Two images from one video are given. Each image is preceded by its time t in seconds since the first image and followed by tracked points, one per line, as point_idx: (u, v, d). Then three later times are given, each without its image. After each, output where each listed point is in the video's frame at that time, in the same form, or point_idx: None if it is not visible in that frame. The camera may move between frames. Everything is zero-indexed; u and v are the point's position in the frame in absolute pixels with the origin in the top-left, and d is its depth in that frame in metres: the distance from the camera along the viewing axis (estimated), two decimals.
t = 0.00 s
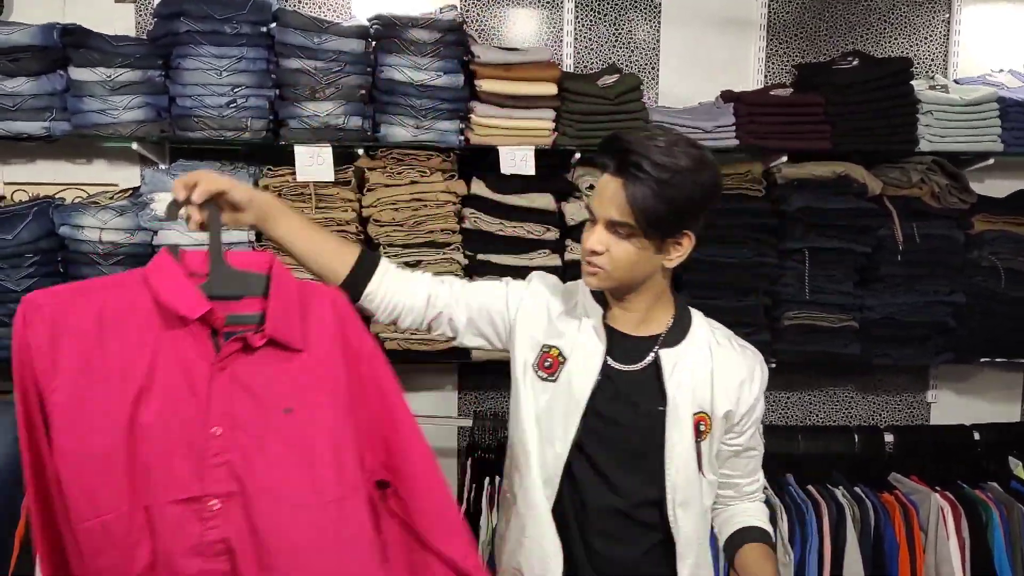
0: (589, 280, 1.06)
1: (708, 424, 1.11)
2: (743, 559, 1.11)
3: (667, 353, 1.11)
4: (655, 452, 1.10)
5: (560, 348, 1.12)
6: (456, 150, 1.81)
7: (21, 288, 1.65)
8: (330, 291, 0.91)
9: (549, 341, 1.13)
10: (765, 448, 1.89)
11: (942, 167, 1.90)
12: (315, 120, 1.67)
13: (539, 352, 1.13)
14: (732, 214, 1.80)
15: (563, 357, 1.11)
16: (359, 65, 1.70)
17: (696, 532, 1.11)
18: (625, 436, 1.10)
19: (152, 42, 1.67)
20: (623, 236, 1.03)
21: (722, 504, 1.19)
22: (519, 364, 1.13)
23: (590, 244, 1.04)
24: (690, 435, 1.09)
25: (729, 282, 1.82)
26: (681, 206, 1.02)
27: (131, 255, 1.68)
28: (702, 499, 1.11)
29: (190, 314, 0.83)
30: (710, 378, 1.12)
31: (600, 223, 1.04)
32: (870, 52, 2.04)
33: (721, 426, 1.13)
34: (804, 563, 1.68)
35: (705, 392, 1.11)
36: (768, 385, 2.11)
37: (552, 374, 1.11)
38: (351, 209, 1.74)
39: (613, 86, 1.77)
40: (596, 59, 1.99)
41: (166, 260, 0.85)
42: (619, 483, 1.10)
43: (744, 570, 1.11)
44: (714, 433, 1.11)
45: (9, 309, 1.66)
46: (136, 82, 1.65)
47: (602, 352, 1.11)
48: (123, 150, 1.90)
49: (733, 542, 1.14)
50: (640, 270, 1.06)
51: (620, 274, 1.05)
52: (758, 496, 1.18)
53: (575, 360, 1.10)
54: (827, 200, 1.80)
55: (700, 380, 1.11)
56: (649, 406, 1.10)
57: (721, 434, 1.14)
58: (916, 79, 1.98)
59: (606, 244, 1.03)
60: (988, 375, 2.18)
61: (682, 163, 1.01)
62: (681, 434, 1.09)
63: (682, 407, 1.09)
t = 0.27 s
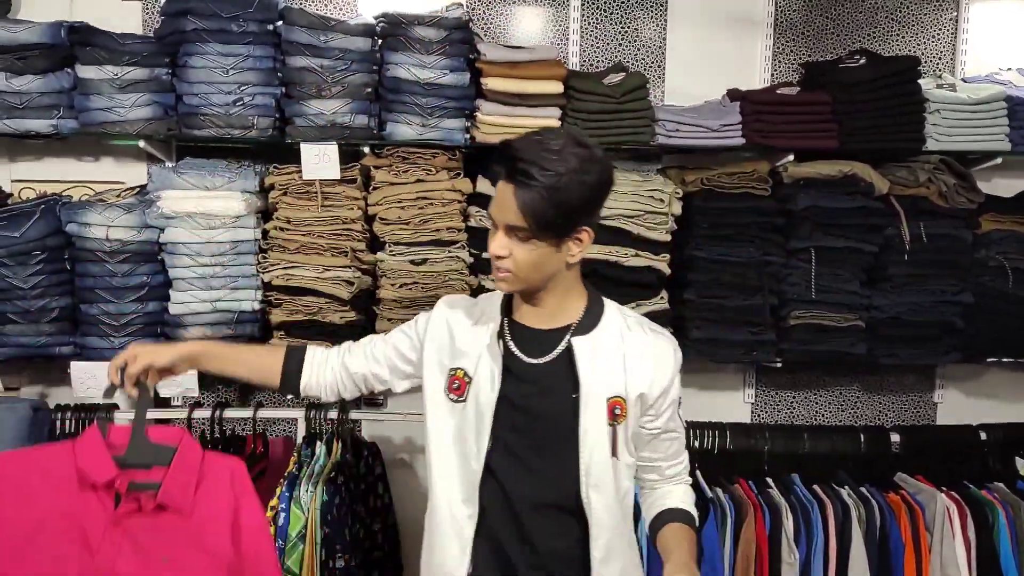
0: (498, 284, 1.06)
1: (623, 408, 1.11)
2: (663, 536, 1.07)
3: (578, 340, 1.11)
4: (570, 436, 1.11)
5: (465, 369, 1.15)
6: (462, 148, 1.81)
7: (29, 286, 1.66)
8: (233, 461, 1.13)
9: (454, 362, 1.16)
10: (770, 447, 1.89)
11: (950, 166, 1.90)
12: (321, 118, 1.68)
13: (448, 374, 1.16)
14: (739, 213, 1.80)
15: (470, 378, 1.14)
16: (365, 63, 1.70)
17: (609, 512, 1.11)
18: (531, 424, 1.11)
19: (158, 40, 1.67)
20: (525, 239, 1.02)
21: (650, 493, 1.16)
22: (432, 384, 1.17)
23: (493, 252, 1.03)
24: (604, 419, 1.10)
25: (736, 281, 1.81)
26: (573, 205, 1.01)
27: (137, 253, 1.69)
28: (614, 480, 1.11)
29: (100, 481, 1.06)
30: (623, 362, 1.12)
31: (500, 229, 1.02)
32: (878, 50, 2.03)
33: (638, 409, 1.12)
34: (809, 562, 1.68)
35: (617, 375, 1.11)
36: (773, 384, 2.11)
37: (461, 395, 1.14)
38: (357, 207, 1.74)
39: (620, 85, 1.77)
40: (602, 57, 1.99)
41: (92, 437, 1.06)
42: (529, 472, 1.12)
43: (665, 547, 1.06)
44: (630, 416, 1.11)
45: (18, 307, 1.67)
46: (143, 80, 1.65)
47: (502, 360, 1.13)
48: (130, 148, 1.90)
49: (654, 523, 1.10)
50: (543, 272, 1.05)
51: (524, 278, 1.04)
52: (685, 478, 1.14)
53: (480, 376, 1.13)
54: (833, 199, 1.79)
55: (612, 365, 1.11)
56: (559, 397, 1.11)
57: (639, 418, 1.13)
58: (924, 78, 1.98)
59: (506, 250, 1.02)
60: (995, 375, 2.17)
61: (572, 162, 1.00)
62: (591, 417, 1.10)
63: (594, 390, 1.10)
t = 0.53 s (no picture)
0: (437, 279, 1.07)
1: (563, 385, 1.09)
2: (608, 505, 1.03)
3: (515, 324, 1.10)
4: (513, 421, 1.11)
5: (415, 375, 1.14)
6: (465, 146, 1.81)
7: (31, 283, 1.67)
8: None
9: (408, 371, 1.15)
10: (771, 446, 1.89)
11: (953, 166, 1.90)
12: (323, 116, 1.68)
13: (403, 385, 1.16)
14: (742, 212, 1.80)
15: (422, 384, 1.13)
16: (368, 61, 1.70)
17: (555, 490, 1.09)
18: (472, 411, 1.11)
19: (162, 38, 1.67)
20: (460, 234, 1.03)
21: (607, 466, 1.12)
22: (392, 391, 1.17)
23: (429, 248, 1.04)
24: (540, 398, 1.09)
25: (738, 280, 1.81)
26: (501, 200, 1.01)
27: (140, 250, 1.69)
28: (559, 458, 1.09)
29: None
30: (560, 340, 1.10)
31: (434, 226, 1.03)
32: (881, 49, 2.03)
33: (580, 385, 1.10)
34: (810, 561, 1.67)
35: (554, 354, 1.10)
36: (775, 383, 2.11)
37: (415, 402, 1.14)
38: (359, 205, 1.74)
39: (623, 83, 1.77)
40: (605, 56, 1.99)
41: None
42: (475, 458, 1.12)
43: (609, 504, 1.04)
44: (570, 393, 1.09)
45: (21, 304, 1.67)
46: (146, 77, 1.65)
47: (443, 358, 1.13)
48: (133, 146, 1.90)
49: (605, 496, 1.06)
50: (478, 264, 1.06)
51: (459, 272, 1.05)
52: (637, 451, 1.09)
53: (428, 379, 1.13)
54: (836, 198, 1.79)
55: (547, 346, 1.10)
56: (498, 381, 1.11)
57: (583, 394, 1.11)
58: (928, 77, 1.97)
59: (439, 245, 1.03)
60: (998, 374, 2.17)
61: (497, 159, 1.00)
62: (530, 400, 1.09)
63: (529, 372, 1.09)
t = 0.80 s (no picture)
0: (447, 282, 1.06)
1: (543, 376, 1.09)
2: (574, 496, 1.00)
3: (500, 315, 1.10)
4: (495, 411, 1.11)
5: (410, 369, 1.19)
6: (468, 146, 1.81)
7: (36, 281, 1.67)
8: None
9: (405, 365, 1.20)
10: (774, 446, 1.89)
11: (958, 166, 1.90)
12: (327, 114, 1.68)
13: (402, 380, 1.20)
14: (745, 212, 1.80)
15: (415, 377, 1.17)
16: (373, 60, 1.70)
17: (531, 482, 1.08)
18: (455, 401, 1.13)
19: (166, 37, 1.67)
20: (475, 235, 1.03)
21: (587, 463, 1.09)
22: (397, 389, 1.23)
23: (442, 250, 1.02)
24: (519, 387, 1.09)
25: (742, 280, 1.81)
26: (513, 201, 1.03)
27: (144, 249, 1.69)
28: (537, 449, 1.09)
29: None
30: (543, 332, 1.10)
31: (448, 229, 1.02)
32: (886, 49, 2.03)
33: (561, 377, 1.09)
34: (812, 560, 1.67)
35: (536, 345, 1.09)
36: (778, 383, 2.10)
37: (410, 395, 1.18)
38: (363, 204, 1.74)
39: (626, 83, 1.77)
40: (609, 55, 1.98)
41: None
42: (459, 449, 1.13)
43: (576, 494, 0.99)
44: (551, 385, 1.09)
45: (26, 302, 1.68)
46: (150, 76, 1.66)
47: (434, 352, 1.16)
48: (137, 144, 1.91)
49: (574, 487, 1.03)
50: (489, 265, 1.06)
51: (472, 274, 1.05)
52: (617, 449, 1.05)
53: (420, 372, 1.16)
54: (839, 198, 1.79)
55: (531, 337, 1.09)
56: (482, 372, 1.12)
57: (564, 387, 1.10)
58: (932, 77, 1.97)
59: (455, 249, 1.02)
60: (1002, 375, 2.16)
61: (511, 165, 1.01)
62: (510, 389, 1.09)
63: (510, 361, 1.09)
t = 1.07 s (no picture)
0: (484, 258, 1.09)
1: (565, 386, 1.12)
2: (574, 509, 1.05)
3: (525, 322, 1.13)
4: (514, 414, 1.13)
5: (428, 369, 1.19)
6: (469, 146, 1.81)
7: (36, 280, 1.67)
8: None
9: (420, 366, 1.20)
10: (774, 448, 1.90)
11: (958, 168, 1.90)
12: (328, 115, 1.68)
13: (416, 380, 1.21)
14: (746, 213, 1.80)
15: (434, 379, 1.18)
16: (373, 60, 1.70)
17: (548, 487, 1.11)
18: (480, 405, 1.14)
19: (167, 37, 1.67)
20: (519, 215, 1.09)
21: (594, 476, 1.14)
22: (411, 390, 1.23)
23: (487, 223, 1.07)
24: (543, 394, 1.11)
25: (742, 281, 1.81)
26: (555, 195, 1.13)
27: (145, 249, 1.69)
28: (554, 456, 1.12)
29: None
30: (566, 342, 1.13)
31: (497, 204, 1.08)
32: (886, 51, 2.03)
33: (580, 389, 1.12)
34: (812, 562, 1.67)
35: (560, 354, 1.13)
36: (777, 385, 2.10)
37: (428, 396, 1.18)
38: (363, 204, 1.74)
39: (627, 84, 1.77)
40: (609, 56, 1.99)
41: None
42: (479, 452, 1.15)
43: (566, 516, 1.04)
44: (572, 395, 1.12)
45: (26, 301, 1.68)
46: (151, 76, 1.66)
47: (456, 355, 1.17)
48: (138, 144, 1.91)
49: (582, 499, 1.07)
50: (524, 250, 1.10)
51: (510, 252, 1.09)
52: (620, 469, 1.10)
53: (441, 375, 1.17)
54: (840, 199, 1.79)
55: (554, 344, 1.13)
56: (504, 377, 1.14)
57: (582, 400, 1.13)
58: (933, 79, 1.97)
59: (500, 222, 1.07)
60: (1002, 377, 2.16)
61: (550, 167, 1.12)
62: (532, 395, 1.12)
63: (533, 367, 1.12)
